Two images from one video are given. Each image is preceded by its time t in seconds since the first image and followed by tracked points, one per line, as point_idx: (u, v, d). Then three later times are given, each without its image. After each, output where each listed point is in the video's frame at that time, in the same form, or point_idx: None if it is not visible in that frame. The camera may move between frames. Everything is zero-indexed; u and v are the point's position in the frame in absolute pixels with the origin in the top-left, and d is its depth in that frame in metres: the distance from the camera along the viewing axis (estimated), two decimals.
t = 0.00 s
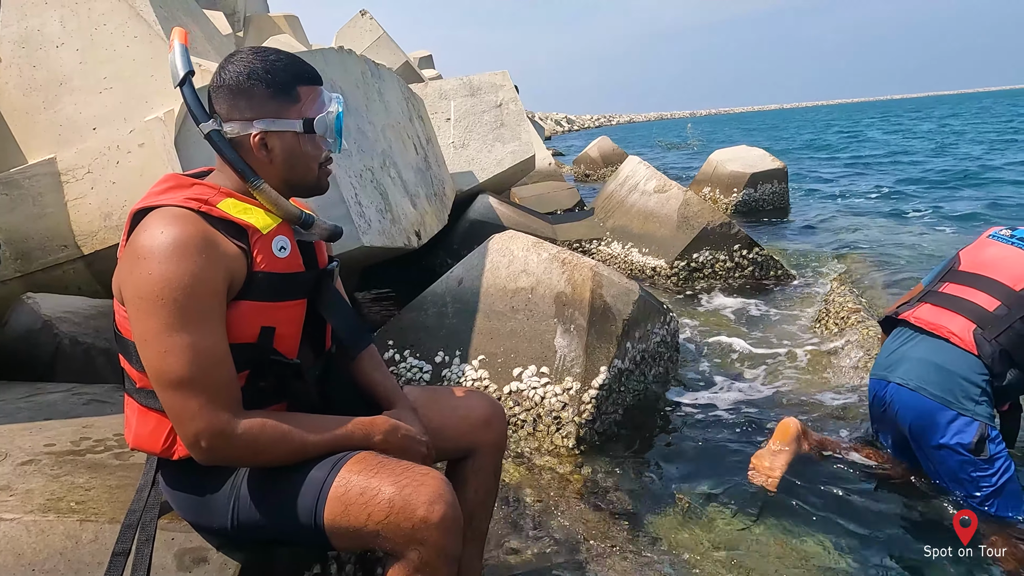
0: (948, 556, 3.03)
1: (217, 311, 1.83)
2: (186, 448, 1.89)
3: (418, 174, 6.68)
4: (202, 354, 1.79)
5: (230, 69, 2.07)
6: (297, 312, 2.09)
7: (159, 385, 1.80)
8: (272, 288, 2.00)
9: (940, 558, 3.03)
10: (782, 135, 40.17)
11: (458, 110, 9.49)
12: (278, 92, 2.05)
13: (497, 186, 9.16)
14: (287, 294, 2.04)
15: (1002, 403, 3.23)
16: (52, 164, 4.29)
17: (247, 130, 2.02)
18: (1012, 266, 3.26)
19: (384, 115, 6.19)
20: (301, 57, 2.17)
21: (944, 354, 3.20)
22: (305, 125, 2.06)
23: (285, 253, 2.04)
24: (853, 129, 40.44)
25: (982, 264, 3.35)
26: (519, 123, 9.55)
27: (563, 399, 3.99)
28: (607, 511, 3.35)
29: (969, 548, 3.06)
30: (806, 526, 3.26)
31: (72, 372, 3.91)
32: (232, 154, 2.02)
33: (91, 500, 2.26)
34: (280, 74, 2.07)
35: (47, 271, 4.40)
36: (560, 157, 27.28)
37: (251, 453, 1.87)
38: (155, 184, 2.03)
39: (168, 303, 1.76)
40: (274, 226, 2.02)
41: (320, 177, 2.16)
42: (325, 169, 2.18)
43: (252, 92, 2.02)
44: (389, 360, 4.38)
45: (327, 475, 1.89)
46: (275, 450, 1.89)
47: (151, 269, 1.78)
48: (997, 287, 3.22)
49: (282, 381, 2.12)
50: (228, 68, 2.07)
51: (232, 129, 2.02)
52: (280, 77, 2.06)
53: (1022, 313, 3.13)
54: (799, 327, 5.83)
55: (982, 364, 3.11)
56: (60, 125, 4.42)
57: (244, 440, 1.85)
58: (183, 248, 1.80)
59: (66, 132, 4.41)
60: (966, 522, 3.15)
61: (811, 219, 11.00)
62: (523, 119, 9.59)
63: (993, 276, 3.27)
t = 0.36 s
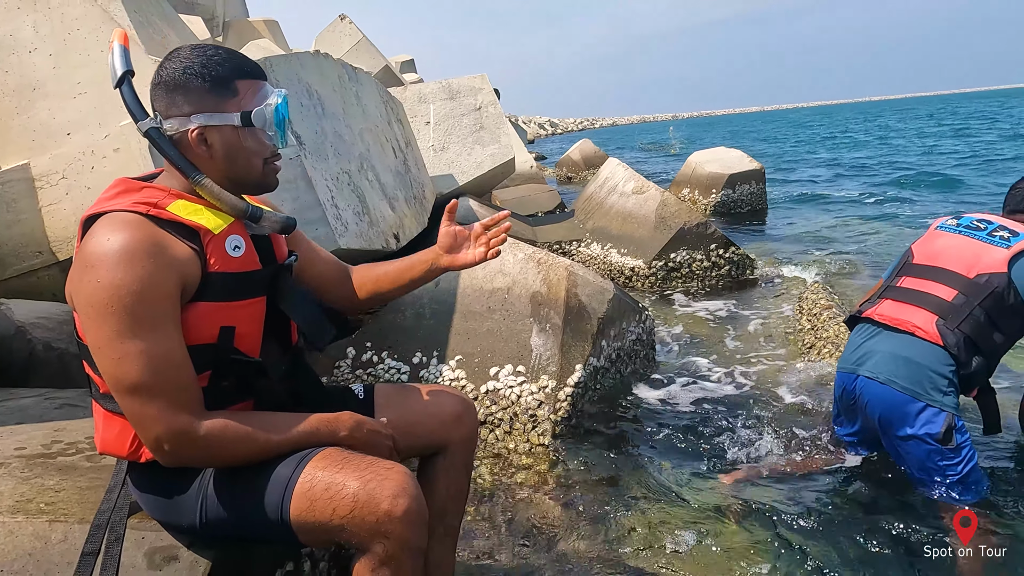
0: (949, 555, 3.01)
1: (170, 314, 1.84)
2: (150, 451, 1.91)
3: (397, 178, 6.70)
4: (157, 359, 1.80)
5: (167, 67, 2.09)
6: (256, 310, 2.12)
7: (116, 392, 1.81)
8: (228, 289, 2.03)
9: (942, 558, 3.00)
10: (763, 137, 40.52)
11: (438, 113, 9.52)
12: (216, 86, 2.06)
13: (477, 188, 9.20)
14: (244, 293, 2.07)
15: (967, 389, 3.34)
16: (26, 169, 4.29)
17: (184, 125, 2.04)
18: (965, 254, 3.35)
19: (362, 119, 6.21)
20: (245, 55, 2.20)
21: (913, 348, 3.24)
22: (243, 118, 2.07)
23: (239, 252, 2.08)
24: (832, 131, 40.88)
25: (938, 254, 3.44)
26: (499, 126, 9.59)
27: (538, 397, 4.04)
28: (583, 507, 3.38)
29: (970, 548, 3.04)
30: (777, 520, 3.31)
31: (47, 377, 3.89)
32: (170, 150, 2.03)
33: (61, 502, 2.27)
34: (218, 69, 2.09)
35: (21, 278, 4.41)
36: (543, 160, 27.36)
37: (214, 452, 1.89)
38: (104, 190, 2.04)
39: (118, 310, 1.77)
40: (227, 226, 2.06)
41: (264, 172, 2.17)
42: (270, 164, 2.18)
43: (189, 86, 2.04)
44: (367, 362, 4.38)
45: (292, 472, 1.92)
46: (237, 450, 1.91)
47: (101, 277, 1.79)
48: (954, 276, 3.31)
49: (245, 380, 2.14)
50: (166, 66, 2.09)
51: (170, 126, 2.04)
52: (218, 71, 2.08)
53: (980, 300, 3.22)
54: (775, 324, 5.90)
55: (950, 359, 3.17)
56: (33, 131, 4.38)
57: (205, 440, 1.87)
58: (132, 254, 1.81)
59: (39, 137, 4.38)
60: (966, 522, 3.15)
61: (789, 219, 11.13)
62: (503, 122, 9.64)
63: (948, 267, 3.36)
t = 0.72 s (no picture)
0: (948, 557, 3.09)
1: (140, 322, 1.91)
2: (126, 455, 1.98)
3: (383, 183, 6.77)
4: (128, 366, 1.87)
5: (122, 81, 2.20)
6: (227, 316, 2.20)
7: (89, 399, 1.88)
8: (197, 297, 2.10)
9: (941, 559, 3.08)
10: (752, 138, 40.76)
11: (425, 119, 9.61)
12: (157, 95, 2.14)
13: (464, 193, 9.28)
14: (215, 300, 2.15)
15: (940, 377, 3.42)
16: (13, 179, 4.36)
17: (130, 135, 2.13)
18: (915, 252, 3.43)
19: (347, 126, 6.28)
20: (218, 75, 2.30)
21: (880, 347, 3.35)
22: (175, 124, 2.10)
23: (206, 261, 2.15)
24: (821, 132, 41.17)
25: (890, 255, 3.53)
26: (486, 131, 9.67)
27: (519, 399, 4.12)
28: (562, 507, 3.46)
29: (970, 548, 3.13)
30: (750, 517, 3.41)
31: (34, 384, 3.96)
32: (122, 160, 2.12)
33: (46, 503, 2.34)
34: (162, 79, 2.16)
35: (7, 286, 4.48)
36: (533, 163, 27.46)
37: (188, 454, 1.97)
38: (72, 206, 2.10)
39: (88, 320, 1.84)
40: (193, 236, 2.14)
41: (210, 178, 2.21)
42: (218, 170, 2.22)
43: (133, 97, 2.13)
44: (353, 365, 4.46)
45: (265, 473, 1.99)
46: (209, 451, 1.99)
47: (70, 289, 1.86)
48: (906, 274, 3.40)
49: (219, 385, 2.22)
50: (121, 79, 2.20)
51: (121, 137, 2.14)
52: (162, 81, 2.16)
53: (936, 292, 3.29)
54: (756, 324, 6.01)
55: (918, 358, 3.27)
56: (20, 140, 4.43)
57: (178, 443, 1.94)
58: (102, 266, 1.88)
59: (26, 146, 4.43)
60: (967, 521, 3.23)
61: (775, 221, 11.26)
62: (490, 127, 9.73)
63: (900, 264, 3.46)
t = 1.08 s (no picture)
0: (947, 556, 3.08)
1: (144, 321, 1.94)
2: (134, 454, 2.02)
3: (387, 185, 6.80)
4: (132, 365, 1.91)
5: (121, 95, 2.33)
6: (233, 320, 2.22)
7: (97, 398, 1.91)
8: (202, 300, 2.13)
9: (941, 558, 3.07)
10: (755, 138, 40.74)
11: (428, 121, 9.63)
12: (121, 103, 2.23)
13: (468, 194, 9.31)
14: (219, 304, 2.17)
15: (948, 368, 3.40)
16: (21, 182, 4.40)
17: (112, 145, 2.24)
18: (897, 249, 3.48)
19: (352, 128, 6.30)
20: (189, 75, 2.28)
21: (874, 348, 3.37)
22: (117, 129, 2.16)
23: (213, 265, 2.17)
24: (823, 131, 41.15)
25: (875, 254, 3.58)
26: (489, 132, 9.69)
27: (525, 399, 4.13)
28: (568, 506, 3.48)
29: (970, 548, 3.11)
30: (756, 516, 3.44)
31: (44, 385, 3.99)
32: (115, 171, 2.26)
33: (60, 503, 2.37)
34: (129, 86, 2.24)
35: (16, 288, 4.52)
36: (536, 164, 27.48)
37: (195, 453, 1.99)
38: (84, 208, 2.12)
39: (92, 320, 1.87)
40: (199, 241, 2.16)
41: (157, 179, 2.17)
42: (164, 170, 2.16)
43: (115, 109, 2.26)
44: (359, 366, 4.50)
45: (271, 475, 2.02)
46: (217, 450, 2.01)
47: (75, 291, 1.89)
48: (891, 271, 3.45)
49: (226, 388, 2.24)
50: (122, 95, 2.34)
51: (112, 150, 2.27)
52: (129, 88, 2.23)
53: (920, 287, 3.33)
54: (760, 324, 6.03)
55: (914, 357, 3.27)
56: (29, 143, 4.47)
57: (185, 442, 1.97)
58: (106, 267, 1.91)
59: (33, 150, 4.47)
60: (966, 522, 3.23)
61: (778, 220, 11.27)
62: (493, 128, 9.75)
63: (888, 263, 3.49)
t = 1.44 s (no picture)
0: (949, 556, 3.04)
1: (175, 315, 1.89)
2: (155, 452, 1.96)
3: (397, 183, 6.74)
4: (163, 359, 1.85)
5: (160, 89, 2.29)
6: (262, 322, 2.16)
7: (123, 392, 1.86)
8: (233, 301, 2.07)
9: (943, 558, 3.03)
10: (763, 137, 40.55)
11: (438, 119, 9.57)
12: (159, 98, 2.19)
13: (477, 193, 9.25)
14: (250, 304, 2.12)
15: (965, 363, 3.28)
16: (31, 180, 4.31)
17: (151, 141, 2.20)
18: (899, 246, 3.41)
19: (362, 125, 6.24)
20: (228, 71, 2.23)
21: (885, 350, 3.30)
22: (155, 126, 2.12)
23: (245, 266, 2.11)
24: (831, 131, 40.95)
25: (878, 252, 3.50)
26: (498, 130, 9.63)
27: (541, 400, 4.07)
28: (584, 509, 3.42)
29: (970, 548, 3.07)
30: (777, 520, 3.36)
31: (54, 385, 3.94)
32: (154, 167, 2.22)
33: (72, 507, 2.32)
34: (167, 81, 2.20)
35: (26, 287, 4.42)
36: (543, 163, 27.40)
37: (219, 454, 1.94)
38: (118, 199, 2.10)
39: (125, 310, 1.82)
40: (233, 240, 2.09)
41: (194, 179, 2.12)
42: (201, 169, 2.11)
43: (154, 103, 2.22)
44: (371, 367, 4.44)
45: (291, 481, 1.96)
46: (241, 451, 1.96)
47: (109, 280, 1.84)
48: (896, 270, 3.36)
49: (249, 391, 2.19)
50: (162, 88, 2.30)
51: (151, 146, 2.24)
52: (167, 83, 2.19)
53: (928, 284, 3.24)
54: (775, 325, 5.95)
55: (924, 357, 3.20)
56: (37, 142, 4.41)
57: (209, 442, 1.91)
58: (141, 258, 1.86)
59: (42, 148, 4.42)
60: (967, 522, 3.17)
61: (789, 220, 11.18)
62: (503, 127, 9.68)
63: (892, 261, 3.41)
